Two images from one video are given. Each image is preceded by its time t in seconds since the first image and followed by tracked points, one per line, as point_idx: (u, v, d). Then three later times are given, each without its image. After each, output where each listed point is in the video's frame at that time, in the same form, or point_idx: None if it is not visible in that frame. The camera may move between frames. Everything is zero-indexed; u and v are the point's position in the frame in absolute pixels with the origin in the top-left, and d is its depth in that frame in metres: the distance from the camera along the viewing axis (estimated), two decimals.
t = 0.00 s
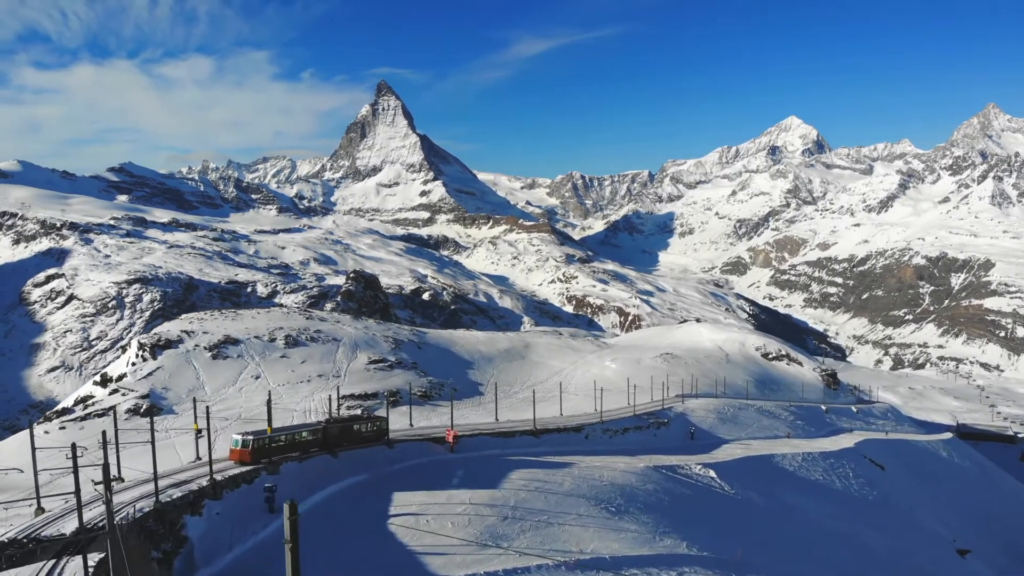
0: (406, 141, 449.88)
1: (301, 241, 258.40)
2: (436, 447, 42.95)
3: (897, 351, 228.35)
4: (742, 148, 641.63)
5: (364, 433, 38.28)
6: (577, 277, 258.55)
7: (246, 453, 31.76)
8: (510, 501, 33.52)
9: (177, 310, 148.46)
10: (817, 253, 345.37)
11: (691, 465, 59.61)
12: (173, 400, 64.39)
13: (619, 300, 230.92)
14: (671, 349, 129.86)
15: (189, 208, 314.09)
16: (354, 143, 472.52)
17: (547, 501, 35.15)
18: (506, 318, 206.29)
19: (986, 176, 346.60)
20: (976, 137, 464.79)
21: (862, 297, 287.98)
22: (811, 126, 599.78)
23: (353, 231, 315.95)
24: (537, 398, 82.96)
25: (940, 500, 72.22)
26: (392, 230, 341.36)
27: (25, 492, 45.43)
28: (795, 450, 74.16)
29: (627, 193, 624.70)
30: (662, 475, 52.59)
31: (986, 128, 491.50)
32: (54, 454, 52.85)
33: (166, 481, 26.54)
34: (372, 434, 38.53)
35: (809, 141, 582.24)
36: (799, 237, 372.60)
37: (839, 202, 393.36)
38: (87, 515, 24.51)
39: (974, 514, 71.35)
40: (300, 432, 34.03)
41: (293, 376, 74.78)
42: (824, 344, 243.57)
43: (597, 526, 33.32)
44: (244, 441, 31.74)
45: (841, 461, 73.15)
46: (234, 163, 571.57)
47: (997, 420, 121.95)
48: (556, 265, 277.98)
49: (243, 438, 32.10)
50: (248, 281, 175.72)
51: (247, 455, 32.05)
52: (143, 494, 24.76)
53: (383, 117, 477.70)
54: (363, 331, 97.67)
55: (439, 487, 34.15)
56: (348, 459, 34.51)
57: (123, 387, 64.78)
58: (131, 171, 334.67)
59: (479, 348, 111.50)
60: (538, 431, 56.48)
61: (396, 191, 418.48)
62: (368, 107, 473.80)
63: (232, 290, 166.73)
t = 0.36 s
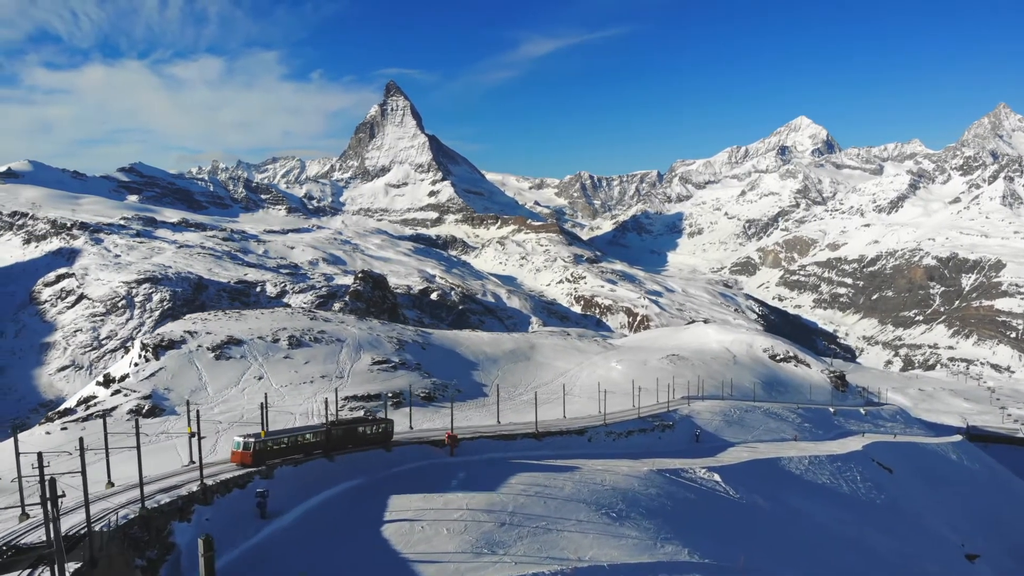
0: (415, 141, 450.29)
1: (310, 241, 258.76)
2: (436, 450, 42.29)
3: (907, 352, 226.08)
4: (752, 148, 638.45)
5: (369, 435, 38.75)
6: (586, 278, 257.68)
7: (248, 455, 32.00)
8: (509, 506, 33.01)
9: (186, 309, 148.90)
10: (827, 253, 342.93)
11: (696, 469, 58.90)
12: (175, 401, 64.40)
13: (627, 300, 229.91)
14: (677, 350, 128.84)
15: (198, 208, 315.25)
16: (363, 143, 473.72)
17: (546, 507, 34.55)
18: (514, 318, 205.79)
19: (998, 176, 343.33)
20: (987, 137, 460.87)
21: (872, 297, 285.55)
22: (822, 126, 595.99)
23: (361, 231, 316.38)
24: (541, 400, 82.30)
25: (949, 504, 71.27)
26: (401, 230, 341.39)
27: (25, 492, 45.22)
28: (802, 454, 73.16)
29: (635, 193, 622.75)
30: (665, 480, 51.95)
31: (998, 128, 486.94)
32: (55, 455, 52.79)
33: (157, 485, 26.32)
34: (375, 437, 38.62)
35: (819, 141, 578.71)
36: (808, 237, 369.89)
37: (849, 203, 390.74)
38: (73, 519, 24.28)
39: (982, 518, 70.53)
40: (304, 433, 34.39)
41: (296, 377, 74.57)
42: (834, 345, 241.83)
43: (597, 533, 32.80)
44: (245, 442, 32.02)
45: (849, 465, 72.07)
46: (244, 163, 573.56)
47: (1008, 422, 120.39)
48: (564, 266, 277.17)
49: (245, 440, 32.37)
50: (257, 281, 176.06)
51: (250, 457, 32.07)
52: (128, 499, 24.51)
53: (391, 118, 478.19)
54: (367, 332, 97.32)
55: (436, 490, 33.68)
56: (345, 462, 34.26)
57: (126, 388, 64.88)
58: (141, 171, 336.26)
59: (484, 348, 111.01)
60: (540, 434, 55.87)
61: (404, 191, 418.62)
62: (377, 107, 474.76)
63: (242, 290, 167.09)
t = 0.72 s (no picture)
0: (423, 141, 450.65)
1: (319, 241, 259.07)
2: (434, 453, 41.66)
3: (917, 351, 224.09)
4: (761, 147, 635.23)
5: (373, 436, 38.47)
6: (594, 277, 256.89)
7: (249, 458, 31.40)
8: (507, 512, 32.46)
9: (195, 309, 149.27)
10: (836, 253, 340.61)
11: (700, 472, 58.19)
12: (177, 401, 64.45)
13: (635, 300, 229.01)
14: (683, 351, 127.98)
15: (207, 208, 316.26)
16: (371, 143, 474.50)
17: (544, 512, 33.96)
18: (521, 318, 205.23)
19: (1008, 175, 340.58)
20: (998, 136, 457.16)
21: (882, 297, 283.34)
22: (831, 125, 592.36)
23: (370, 231, 316.69)
24: (545, 402, 81.71)
25: (958, 508, 70.28)
26: (408, 230, 341.45)
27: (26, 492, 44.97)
28: (809, 456, 72.23)
29: (644, 193, 620.76)
30: (668, 483, 51.31)
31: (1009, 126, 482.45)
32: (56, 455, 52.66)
33: (145, 490, 26.16)
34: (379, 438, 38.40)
35: (829, 140, 575.14)
36: (817, 237, 367.03)
37: (859, 202, 388.29)
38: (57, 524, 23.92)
39: (992, 522, 69.50)
40: (307, 434, 33.98)
41: (298, 378, 74.32)
42: (843, 345, 240.26)
43: (597, 538, 32.29)
44: (248, 445, 31.43)
45: (856, 467, 71.07)
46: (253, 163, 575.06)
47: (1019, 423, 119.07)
48: (572, 265, 276.30)
49: (247, 442, 31.75)
50: (266, 281, 176.27)
51: (250, 459, 31.64)
52: (112, 506, 24.07)
53: (400, 118, 478.44)
54: (371, 332, 97.03)
55: (433, 494, 33.19)
56: (341, 466, 33.80)
57: (128, 388, 64.90)
58: (151, 171, 337.68)
59: (488, 349, 110.51)
60: (542, 436, 55.31)
61: (412, 191, 418.59)
62: (385, 107, 475.34)
63: (251, 289, 167.40)
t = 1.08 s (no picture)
0: (431, 142, 451.06)
1: (326, 242, 259.60)
2: (432, 457, 41.05)
3: (926, 354, 222.19)
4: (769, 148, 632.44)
5: (379, 439, 38.45)
6: (601, 278, 256.07)
7: (247, 462, 31.24)
8: (499, 518, 31.87)
9: (203, 309, 149.72)
10: (845, 255, 338.62)
11: (702, 477, 57.51)
12: (177, 403, 64.43)
13: (643, 301, 228.01)
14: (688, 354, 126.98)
15: (216, 208, 317.32)
16: (379, 145, 475.57)
17: (539, 519, 33.35)
18: (528, 319, 204.68)
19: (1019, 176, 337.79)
20: (1008, 138, 453.74)
21: (891, 299, 281.19)
22: (840, 126, 589.15)
23: (377, 232, 316.82)
24: (548, 406, 81.20)
25: (966, 515, 69.07)
26: (416, 231, 341.52)
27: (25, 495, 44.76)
28: (814, 460, 71.30)
29: (652, 194, 618.96)
30: (669, 488, 50.79)
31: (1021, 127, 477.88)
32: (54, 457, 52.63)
33: (130, 497, 25.82)
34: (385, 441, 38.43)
35: (838, 141, 572.34)
36: (826, 239, 364.32)
37: (868, 203, 385.89)
38: (36, 531, 23.55)
39: (999, 528, 68.52)
40: (309, 438, 33.75)
41: (300, 380, 74.10)
42: (852, 347, 238.58)
43: (594, 546, 31.72)
44: (246, 449, 31.16)
45: (862, 472, 70.09)
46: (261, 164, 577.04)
47: None
48: (579, 266, 275.50)
49: (245, 445, 31.49)
50: (274, 281, 176.46)
51: (250, 462, 31.49)
52: (93, 515, 23.66)
53: (408, 119, 479.09)
54: (374, 334, 96.64)
55: (428, 499, 32.69)
56: (335, 471, 33.36)
57: (128, 391, 64.96)
58: (160, 172, 339.69)
59: (491, 351, 109.94)
60: (541, 440, 54.82)
61: (420, 193, 418.68)
62: (394, 108, 476.27)
63: (258, 290, 167.64)
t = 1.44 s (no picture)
0: (437, 143, 451.14)
1: (333, 242, 259.78)
2: (427, 462, 40.55)
3: (934, 356, 220.59)
4: (777, 149, 630.00)
5: (380, 442, 38.26)
6: (607, 279, 255.32)
7: (244, 465, 31.07)
8: (493, 525, 31.37)
9: (210, 309, 149.96)
10: (852, 256, 336.77)
11: (703, 482, 56.90)
12: (176, 405, 64.35)
13: (649, 303, 227.06)
14: (692, 356, 126.16)
15: (223, 209, 318.11)
16: (386, 146, 476.09)
17: (534, 525, 32.87)
18: (533, 320, 204.16)
19: None
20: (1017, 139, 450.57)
21: (898, 300, 279.19)
22: (848, 127, 586.37)
23: (384, 232, 316.82)
24: (549, 409, 80.72)
25: (972, 520, 68.17)
26: (422, 231, 341.54)
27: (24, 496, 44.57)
28: (818, 464, 70.56)
29: (659, 194, 617.28)
30: (669, 493, 50.32)
31: None
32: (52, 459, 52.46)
33: (111, 506, 25.73)
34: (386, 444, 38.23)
35: (845, 142, 569.61)
36: (834, 240, 361.86)
37: (876, 204, 383.77)
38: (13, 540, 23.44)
39: (1006, 534, 67.56)
40: (308, 441, 33.63)
41: (299, 381, 73.85)
42: (859, 348, 237.06)
43: (588, 554, 31.25)
44: (244, 453, 30.95)
45: (866, 476, 69.25)
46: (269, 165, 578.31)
47: None
48: (585, 267, 274.70)
49: (244, 448, 31.27)
50: (281, 282, 176.51)
51: (248, 465, 31.39)
52: (72, 524, 23.56)
53: (414, 120, 479.42)
54: (374, 335, 96.25)
55: (420, 505, 32.23)
56: (326, 476, 33.02)
57: (127, 392, 64.94)
58: (168, 172, 340.89)
59: (493, 353, 109.44)
60: (540, 444, 54.41)
61: (427, 193, 418.68)
62: (401, 109, 476.72)
63: (265, 290, 167.80)
